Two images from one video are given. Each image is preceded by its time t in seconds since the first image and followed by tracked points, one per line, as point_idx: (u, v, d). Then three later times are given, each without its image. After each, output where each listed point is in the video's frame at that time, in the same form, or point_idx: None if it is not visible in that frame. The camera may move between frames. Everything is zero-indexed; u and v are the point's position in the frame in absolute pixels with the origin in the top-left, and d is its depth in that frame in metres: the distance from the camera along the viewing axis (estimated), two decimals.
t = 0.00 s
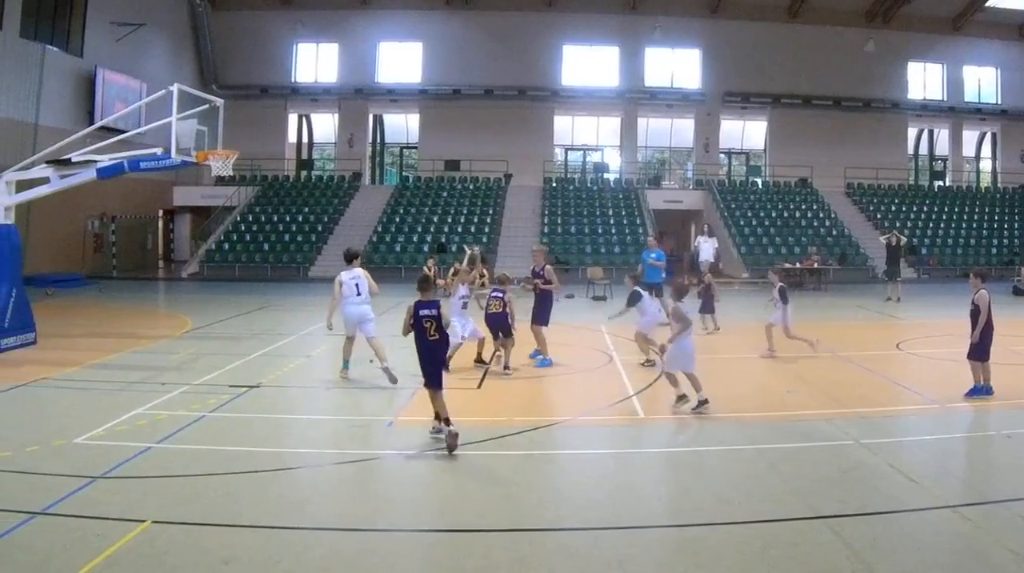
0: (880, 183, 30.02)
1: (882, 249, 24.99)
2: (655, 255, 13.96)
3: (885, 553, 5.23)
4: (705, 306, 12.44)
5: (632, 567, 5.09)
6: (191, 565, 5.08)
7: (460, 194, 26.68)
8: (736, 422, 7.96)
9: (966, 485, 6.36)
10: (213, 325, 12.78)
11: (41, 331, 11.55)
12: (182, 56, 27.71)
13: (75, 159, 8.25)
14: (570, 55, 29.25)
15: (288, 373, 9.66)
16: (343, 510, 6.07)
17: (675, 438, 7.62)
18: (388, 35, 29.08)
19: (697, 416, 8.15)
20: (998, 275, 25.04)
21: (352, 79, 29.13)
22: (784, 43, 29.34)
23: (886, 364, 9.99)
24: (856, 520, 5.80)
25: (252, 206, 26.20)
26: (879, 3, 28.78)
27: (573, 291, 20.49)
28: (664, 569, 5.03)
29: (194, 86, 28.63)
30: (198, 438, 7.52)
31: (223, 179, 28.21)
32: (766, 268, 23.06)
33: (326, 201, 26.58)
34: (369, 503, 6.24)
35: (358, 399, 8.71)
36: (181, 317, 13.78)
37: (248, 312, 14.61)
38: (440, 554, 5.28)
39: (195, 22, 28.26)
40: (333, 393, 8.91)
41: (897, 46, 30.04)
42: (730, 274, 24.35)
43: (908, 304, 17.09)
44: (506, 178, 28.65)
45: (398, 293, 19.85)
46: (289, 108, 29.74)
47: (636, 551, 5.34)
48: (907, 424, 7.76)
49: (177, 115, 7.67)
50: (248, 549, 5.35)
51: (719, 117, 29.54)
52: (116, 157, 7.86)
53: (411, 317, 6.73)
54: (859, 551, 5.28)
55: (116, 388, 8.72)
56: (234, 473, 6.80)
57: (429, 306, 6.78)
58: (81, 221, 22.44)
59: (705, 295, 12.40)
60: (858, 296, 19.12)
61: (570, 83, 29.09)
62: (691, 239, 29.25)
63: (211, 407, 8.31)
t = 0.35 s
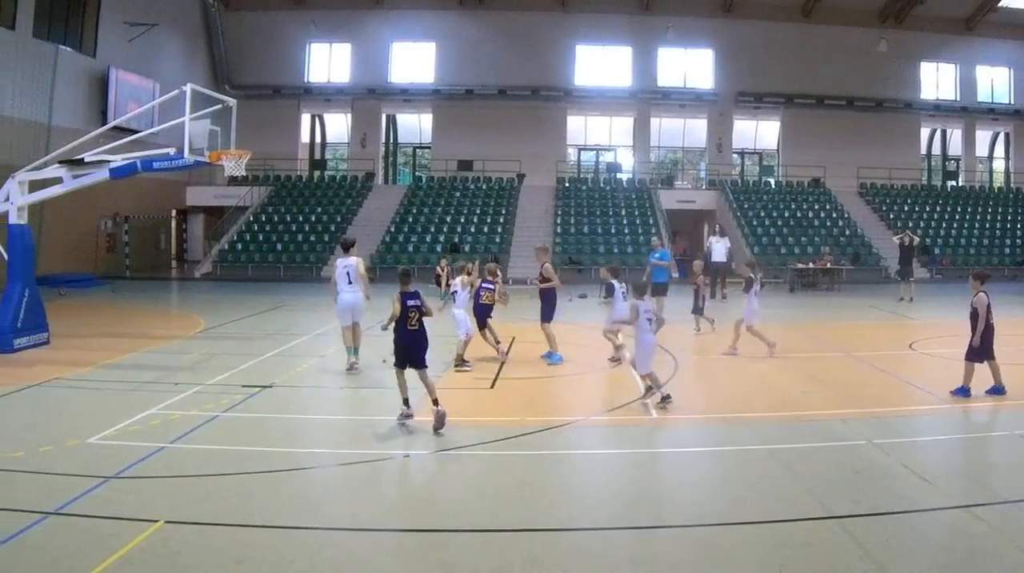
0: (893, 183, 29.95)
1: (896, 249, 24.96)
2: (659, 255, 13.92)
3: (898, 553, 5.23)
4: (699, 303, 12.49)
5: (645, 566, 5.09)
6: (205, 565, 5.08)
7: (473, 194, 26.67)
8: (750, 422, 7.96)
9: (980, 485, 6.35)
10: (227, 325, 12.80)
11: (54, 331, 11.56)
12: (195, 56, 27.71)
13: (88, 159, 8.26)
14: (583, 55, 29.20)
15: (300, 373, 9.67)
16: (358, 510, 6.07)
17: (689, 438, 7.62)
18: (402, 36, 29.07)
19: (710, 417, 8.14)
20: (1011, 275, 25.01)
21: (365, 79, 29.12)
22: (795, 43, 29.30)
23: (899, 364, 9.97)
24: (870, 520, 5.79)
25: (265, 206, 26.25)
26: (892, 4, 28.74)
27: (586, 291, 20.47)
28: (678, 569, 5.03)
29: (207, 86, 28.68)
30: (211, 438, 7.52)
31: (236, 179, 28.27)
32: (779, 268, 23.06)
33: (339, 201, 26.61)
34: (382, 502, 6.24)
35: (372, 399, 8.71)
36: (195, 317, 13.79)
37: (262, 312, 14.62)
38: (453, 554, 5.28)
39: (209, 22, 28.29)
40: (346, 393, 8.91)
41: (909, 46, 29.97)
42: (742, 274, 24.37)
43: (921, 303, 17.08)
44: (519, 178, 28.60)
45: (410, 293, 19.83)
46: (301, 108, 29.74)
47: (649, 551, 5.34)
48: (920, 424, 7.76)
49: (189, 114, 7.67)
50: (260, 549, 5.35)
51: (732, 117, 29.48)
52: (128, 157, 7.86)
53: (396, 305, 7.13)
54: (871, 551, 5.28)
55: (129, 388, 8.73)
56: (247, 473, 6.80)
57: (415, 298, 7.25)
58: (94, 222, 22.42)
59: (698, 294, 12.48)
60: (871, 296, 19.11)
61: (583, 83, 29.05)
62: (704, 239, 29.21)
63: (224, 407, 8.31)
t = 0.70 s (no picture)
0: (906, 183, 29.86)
1: (909, 249, 24.93)
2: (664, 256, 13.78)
3: (911, 553, 5.23)
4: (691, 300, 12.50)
5: (657, 566, 5.09)
6: (218, 565, 5.08)
7: (487, 194, 26.69)
8: (765, 422, 7.96)
9: (993, 486, 6.35)
10: (240, 325, 12.81)
11: (67, 331, 11.59)
12: (207, 56, 27.70)
13: (102, 159, 8.25)
14: (596, 55, 29.18)
15: (314, 373, 9.67)
16: (370, 510, 6.07)
17: (703, 438, 7.61)
18: (415, 35, 29.05)
19: (723, 417, 8.13)
20: None
21: (379, 79, 29.10)
22: (809, 43, 29.19)
23: (915, 365, 9.95)
24: (882, 520, 5.79)
25: (279, 206, 26.26)
26: (905, 5, 28.63)
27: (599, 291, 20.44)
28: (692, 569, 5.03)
29: (220, 86, 28.72)
30: (224, 438, 7.52)
31: (249, 179, 28.33)
32: (792, 268, 23.07)
33: (353, 201, 26.63)
34: (395, 503, 6.24)
35: (384, 399, 8.72)
36: (209, 317, 13.80)
37: (276, 312, 14.64)
38: (466, 553, 5.29)
39: (222, 22, 28.29)
40: (358, 392, 8.91)
41: (922, 46, 29.84)
42: (755, 274, 24.39)
43: (934, 304, 17.09)
44: (532, 178, 28.58)
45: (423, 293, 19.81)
46: (314, 108, 29.74)
47: (662, 550, 5.34)
48: (932, 424, 7.75)
49: (203, 114, 7.67)
50: (272, 549, 5.35)
51: (745, 116, 29.40)
52: (141, 157, 7.86)
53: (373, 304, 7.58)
54: (884, 551, 5.27)
55: (142, 388, 8.72)
56: (258, 473, 6.79)
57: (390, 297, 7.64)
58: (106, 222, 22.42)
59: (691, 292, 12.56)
60: (885, 296, 19.09)
61: (595, 83, 29.03)
62: (717, 239, 29.18)
63: (237, 407, 8.31)
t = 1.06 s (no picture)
0: (919, 183, 29.73)
1: (921, 249, 24.89)
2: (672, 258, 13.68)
3: (925, 553, 5.24)
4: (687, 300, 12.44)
5: (670, 566, 5.09)
6: (232, 565, 5.07)
7: (500, 194, 26.69)
8: (778, 422, 7.95)
9: (1008, 486, 6.34)
10: (253, 326, 12.80)
11: (80, 331, 11.60)
12: (220, 56, 27.71)
13: (115, 159, 8.26)
14: (609, 55, 29.13)
15: (327, 373, 9.67)
16: (383, 510, 6.07)
17: (717, 438, 7.61)
18: (428, 35, 29.02)
19: (737, 417, 8.13)
20: None
21: (393, 79, 29.09)
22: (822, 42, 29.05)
23: (930, 365, 9.92)
24: (896, 520, 5.79)
25: (292, 206, 26.27)
26: (918, 4, 28.58)
27: (612, 291, 20.41)
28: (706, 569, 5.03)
29: (234, 86, 28.76)
30: (237, 438, 7.52)
31: (263, 179, 28.34)
32: (805, 268, 23.08)
33: (368, 202, 26.54)
34: (408, 503, 6.24)
35: (397, 399, 8.71)
36: (222, 318, 13.80)
37: (289, 313, 14.64)
38: (479, 553, 5.29)
39: (236, 22, 28.33)
40: (370, 393, 8.91)
41: (935, 46, 29.73)
42: (768, 273, 24.37)
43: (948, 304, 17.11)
44: (545, 178, 28.53)
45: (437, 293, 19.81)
46: (328, 108, 29.74)
47: (677, 550, 5.35)
48: (947, 424, 7.75)
49: (215, 115, 7.67)
50: (286, 549, 5.35)
51: (758, 117, 29.32)
52: (155, 157, 7.87)
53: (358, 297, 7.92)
54: (896, 551, 5.28)
55: (155, 388, 8.73)
56: (272, 473, 6.79)
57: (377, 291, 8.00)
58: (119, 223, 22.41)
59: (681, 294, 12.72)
60: (899, 296, 19.08)
61: (609, 83, 28.99)
62: (730, 240, 29.09)
63: (250, 407, 8.31)
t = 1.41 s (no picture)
0: (934, 183, 29.54)
1: (936, 249, 24.85)
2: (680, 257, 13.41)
3: (939, 552, 5.24)
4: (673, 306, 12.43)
5: (685, 566, 5.09)
6: (246, 565, 5.07)
7: (515, 194, 26.69)
8: (795, 422, 7.94)
9: None
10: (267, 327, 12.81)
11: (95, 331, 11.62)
12: (234, 56, 27.73)
13: (129, 159, 8.26)
14: (623, 55, 29.10)
15: (342, 373, 9.66)
16: (396, 511, 6.06)
17: (732, 438, 7.61)
18: (442, 35, 28.98)
19: (752, 417, 8.13)
20: None
21: (408, 79, 29.05)
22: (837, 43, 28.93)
23: (946, 366, 9.93)
24: (910, 520, 5.79)
25: (307, 206, 26.28)
26: (932, 4, 28.46)
27: (626, 291, 20.39)
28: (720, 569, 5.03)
29: (248, 86, 28.82)
30: (252, 438, 7.52)
31: (277, 179, 28.36)
32: (820, 268, 23.07)
33: (382, 201, 26.55)
34: (422, 503, 6.23)
35: (411, 399, 8.71)
36: (236, 318, 13.81)
37: (304, 313, 14.66)
38: (494, 554, 5.29)
39: (250, 23, 28.40)
40: (384, 393, 8.90)
41: (949, 46, 29.58)
42: (783, 273, 24.41)
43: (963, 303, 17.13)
44: (560, 178, 28.46)
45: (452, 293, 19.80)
46: (342, 108, 29.74)
47: (691, 550, 5.34)
48: (962, 425, 7.74)
49: (230, 115, 7.67)
50: (300, 549, 5.35)
51: (772, 116, 29.24)
52: (169, 157, 7.87)
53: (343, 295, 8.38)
54: (911, 551, 5.27)
55: (169, 388, 8.73)
56: (286, 473, 6.79)
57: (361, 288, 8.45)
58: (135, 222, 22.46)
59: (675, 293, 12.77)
60: (912, 295, 19.11)
61: (623, 83, 28.95)
62: (745, 240, 28.99)
63: (265, 407, 8.31)
